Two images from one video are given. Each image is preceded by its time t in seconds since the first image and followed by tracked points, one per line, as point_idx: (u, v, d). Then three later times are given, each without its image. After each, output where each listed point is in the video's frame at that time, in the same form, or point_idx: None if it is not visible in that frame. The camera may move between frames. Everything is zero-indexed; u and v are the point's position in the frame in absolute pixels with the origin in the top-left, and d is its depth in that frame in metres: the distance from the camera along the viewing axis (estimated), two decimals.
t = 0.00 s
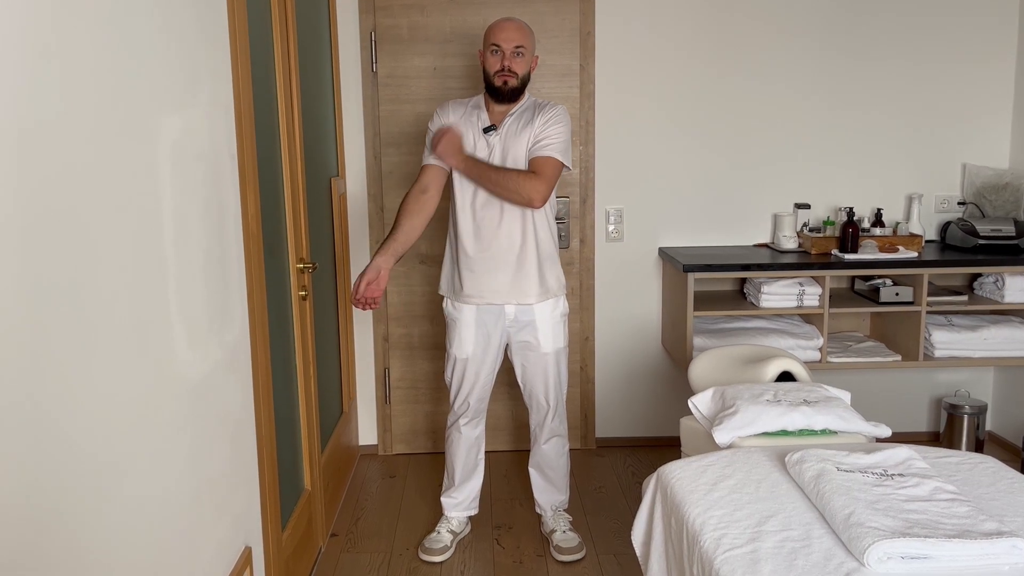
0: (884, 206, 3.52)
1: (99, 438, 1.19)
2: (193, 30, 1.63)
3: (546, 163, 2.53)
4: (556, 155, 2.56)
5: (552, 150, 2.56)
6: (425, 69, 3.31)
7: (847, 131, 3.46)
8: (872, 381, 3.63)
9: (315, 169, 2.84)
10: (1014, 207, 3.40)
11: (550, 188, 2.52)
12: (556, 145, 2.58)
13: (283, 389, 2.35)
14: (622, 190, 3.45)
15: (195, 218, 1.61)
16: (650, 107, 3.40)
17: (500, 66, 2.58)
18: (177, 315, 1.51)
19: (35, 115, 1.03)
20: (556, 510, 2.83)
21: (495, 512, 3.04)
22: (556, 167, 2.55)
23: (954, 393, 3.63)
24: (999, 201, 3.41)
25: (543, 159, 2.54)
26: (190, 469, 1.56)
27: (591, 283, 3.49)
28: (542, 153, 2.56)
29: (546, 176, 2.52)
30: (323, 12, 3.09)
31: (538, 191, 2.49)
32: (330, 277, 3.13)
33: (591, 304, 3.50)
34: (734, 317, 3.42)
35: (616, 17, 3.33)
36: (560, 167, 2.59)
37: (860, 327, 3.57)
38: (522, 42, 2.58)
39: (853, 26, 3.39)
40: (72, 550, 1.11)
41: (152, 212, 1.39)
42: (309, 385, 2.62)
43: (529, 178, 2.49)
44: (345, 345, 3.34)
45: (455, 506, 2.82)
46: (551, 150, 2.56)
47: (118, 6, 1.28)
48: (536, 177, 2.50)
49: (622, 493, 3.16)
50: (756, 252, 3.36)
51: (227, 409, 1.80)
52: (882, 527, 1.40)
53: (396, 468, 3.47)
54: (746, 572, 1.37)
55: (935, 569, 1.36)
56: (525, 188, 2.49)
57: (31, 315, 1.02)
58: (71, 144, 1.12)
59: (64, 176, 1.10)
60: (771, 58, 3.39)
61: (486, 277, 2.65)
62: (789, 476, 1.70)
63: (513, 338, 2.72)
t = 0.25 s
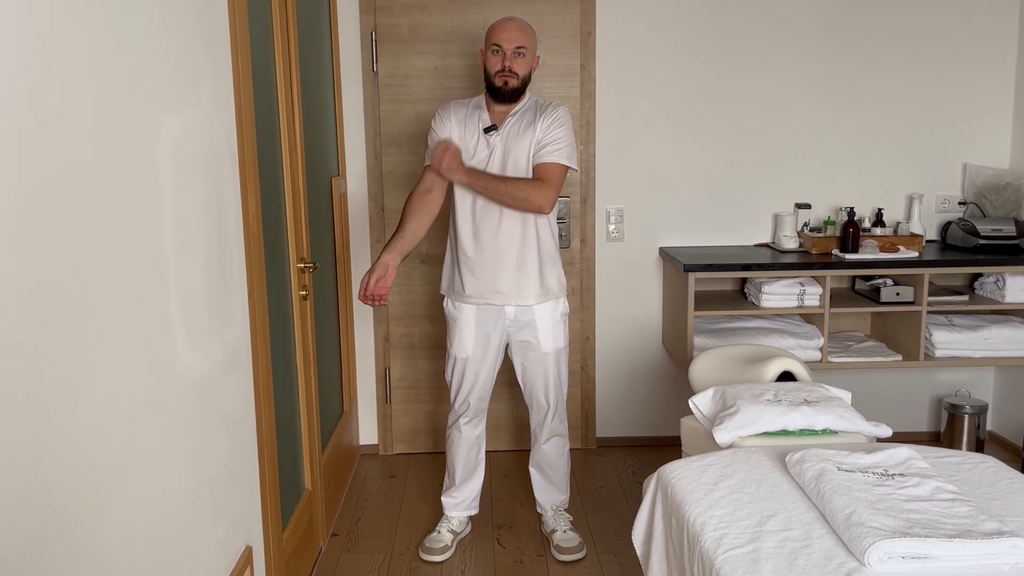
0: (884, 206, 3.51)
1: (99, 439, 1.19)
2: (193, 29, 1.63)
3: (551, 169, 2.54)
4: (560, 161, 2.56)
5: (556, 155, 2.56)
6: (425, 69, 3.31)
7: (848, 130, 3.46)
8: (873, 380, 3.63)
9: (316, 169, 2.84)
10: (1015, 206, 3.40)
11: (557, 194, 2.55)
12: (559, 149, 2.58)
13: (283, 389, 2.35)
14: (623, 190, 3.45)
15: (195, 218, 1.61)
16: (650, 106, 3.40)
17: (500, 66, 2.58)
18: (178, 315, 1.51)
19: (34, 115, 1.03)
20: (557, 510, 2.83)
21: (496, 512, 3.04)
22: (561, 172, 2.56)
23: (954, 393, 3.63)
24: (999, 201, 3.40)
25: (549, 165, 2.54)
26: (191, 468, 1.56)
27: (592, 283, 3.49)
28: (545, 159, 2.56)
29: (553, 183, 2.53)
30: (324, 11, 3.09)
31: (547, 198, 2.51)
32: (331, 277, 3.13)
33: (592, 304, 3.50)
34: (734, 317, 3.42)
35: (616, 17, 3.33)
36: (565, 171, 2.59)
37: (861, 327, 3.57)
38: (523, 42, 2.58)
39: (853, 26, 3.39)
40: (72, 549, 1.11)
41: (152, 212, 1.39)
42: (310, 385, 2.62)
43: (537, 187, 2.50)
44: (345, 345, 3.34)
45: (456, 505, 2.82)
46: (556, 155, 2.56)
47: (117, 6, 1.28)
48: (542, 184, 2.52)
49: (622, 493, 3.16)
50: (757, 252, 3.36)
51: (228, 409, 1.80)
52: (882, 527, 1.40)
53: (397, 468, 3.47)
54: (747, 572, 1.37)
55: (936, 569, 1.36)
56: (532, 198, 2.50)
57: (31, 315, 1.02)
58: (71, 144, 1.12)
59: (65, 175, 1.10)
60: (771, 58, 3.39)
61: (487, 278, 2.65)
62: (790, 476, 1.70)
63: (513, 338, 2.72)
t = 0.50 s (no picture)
0: (885, 206, 3.51)
1: (99, 438, 1.19)
2: (193, 29, 1.62)
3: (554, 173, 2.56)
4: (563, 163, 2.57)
5: (559, 157, 2.57)
6: (426, 68, 3.31)
7: (849, 130, 3.46)
8: (873, 380, 3.63)
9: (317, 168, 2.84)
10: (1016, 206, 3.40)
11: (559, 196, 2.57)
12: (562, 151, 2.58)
13: (284, 388, 2.35)
14: (623, 190, 3.45)
15: (196, 218, 1.61)
16: (650, 106, 3.40)
17: (501, 66, 2.58)
18: (178, 314, 1.51)
19: (34, 114, 1.03)
20: (557, 509, 2.83)
21: (496, 512, 3.04)
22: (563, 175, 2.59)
23: (955, 393, 3.63)
24: (1000, 200, 3.40)
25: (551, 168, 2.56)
26: (191, 467, 1.57)
27: (592, 283, 3.49)
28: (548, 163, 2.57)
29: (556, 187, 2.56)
30: (325, 12, 3.09)
31: (552, 203, 2.54)
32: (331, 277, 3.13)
33: (592, 304, 3.50)
34: (735, 317, 3.42)
35: (616, 17, 3.33)
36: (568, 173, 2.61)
37: (861, 327, 3.57)
38: (524, 42, 2.58)
39: (854, 26, 3.39)
40: (72, 547, 1.11)
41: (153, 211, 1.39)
42: (310, 385, 2.62)
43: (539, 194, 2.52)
44: (346, 345, 3.34)
45: (456, 505, 2.82)
46: (556, 161, 2.57)
47: (117, 5, 1.28)
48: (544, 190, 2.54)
49: (623, 493, 3.16)
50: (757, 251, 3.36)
51: (228, 409, 1.80)
52: (883, 527, 1.40)
53: (397, 467, 3.47)
54: (747, 572, 1.37)
55: (936, 569, 1.36)
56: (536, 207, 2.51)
57: (31, 314, 1.02)
58: (71, 143, 1.12)
59: (65, 174, 1.10)
60: (772, 58, 3.39)
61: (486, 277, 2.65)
62: (790, 476, 1.70)
63: (514, 338, 2.72)
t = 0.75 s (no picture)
0: (886, 206, 3.51)
1: (99, 438, 1.19)
2: (194, 28, 1.62)
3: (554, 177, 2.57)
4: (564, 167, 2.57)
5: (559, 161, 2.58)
6: (427, 68, 3.31)
7: (849, 130, 3.46)
8: (874, 380, 3.63)
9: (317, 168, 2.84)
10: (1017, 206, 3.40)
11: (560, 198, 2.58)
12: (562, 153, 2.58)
13: (285, 387, 2.35)
14: (624, 190, 3.45)
15: (197, 218, 1.61)
16: (651, 106, 3.40)
17: (502, 64, 2.58)
18: (179, 314, 1.51)
19: (34, 113, 1.03)
20: (557, 509, 2.83)
21: (497, 511, 3.04)
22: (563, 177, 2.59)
23: (955, 392, 3.62)
24: (1001, 200, 3.40)
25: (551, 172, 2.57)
26: (192, 467, 1.57)
27: (593, 282, 3.49)
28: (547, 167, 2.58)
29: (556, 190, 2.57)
30: (325, 11, 3.09)
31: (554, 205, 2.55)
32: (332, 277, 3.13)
33: (593, 303, 3.50)
34: (736, 317, 3.42)
35: (617, 16, 3.33)
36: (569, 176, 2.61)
37: (862, 327, 3.57)
38: (525, 40, 2.58)
39: (854, 25, 3.39)
40: (72, 546, 1.11)
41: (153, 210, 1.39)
42: (310, 384, 2.62)
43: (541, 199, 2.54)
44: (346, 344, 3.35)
45: (456, 505, 2.81)
46: (556, 163, 2.57)
47: (117, 4, 1.28)
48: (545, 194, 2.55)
49: (623, 492, 3.16)
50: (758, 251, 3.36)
51: (229, 408, 1.80)
52: (884, 527, 1.40)
53: (397, 467, 3.47)
54: (748, 572, 1.37)
55: (937, 568, 1.36)
56: (538, 214, 2.53)
57: (31, 314, 1.02)
58: (71, 142, 1.12)
59: (65, 174, 1.10)
60: (772, 58, 3.39)
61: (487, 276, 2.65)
62: (791, 475, 1.70)
63: (514, 338, 2.72)
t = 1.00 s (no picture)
0: (887, 205, 3.51)
1: (100, 437, 1.18)
2: (195, 27, 1.62)
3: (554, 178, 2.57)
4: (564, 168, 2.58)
5: (560, 162, 2.58)
6: (428, 67, 3.31)
7: (850, 130, 3.46)
8: (874, 380, 3.63)
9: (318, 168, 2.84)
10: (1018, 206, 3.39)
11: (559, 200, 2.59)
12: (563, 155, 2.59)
13: (285, 387, 2.35)
14: (625, 189, 3.45)
15: (198, 217, 1.61)
16: (652, 105, 3.39)
17: (504, 59, 2.59)
18: (180, 313, 1.51)
19: (34, 112, 1.03)
20: (558, 509, 2.83)
21: (497, 511, 3.04)
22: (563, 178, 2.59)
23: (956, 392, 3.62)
24: (1002, 200, 3.40)
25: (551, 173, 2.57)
26: (192, 466, 1.57)
27: (594, 282, 3.49)
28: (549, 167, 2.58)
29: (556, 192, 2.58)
30: (327, 11, 3.09)
31: (556, 207, 2.57)
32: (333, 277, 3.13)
33: (594, 303, 3.50)
34: (737, 316, 3.42)
35: (617, 16, 3.33)
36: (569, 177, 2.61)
37: (863, 326, 3.57)
38: (528, 38, 2.60)
39: (855, 25, 3.39)
40: (72, 545, 1.11)
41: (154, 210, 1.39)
42: (311, 384, 2.62)
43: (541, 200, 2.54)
44: (347, 344, 3.35)
45: (457, 504, 2.82)
46: (557, 162, 2.58)
47: (117, 5, 1.28)
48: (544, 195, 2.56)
49: (623, 492, 3.16)
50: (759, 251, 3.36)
51: (230, 407, 1.80)
52: (884, 526, 1.40)
53: (398, 467, 3.47)
54: (748, 571, 1.37)
55: (938, 568, 1.36)
56: (541, 215, 2.54)
57: (31, 313, 1.02)
58: (71, 142, 1.12)
59: (65, 173, 1.10)
60: (773, 57, 3.39)
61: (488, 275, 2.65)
62: (792, 475, 1.70)
63: (515, 337, 2.72)
